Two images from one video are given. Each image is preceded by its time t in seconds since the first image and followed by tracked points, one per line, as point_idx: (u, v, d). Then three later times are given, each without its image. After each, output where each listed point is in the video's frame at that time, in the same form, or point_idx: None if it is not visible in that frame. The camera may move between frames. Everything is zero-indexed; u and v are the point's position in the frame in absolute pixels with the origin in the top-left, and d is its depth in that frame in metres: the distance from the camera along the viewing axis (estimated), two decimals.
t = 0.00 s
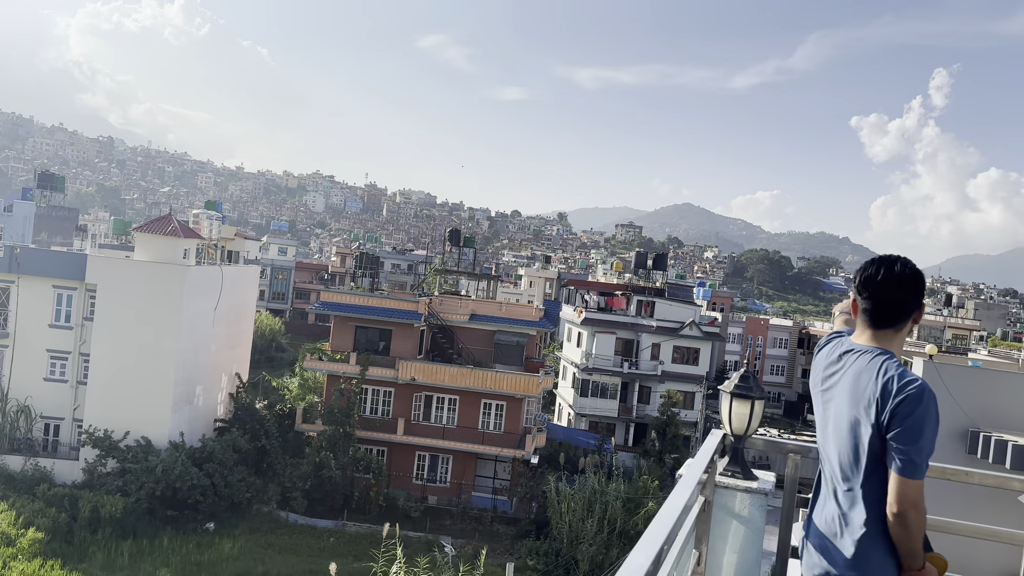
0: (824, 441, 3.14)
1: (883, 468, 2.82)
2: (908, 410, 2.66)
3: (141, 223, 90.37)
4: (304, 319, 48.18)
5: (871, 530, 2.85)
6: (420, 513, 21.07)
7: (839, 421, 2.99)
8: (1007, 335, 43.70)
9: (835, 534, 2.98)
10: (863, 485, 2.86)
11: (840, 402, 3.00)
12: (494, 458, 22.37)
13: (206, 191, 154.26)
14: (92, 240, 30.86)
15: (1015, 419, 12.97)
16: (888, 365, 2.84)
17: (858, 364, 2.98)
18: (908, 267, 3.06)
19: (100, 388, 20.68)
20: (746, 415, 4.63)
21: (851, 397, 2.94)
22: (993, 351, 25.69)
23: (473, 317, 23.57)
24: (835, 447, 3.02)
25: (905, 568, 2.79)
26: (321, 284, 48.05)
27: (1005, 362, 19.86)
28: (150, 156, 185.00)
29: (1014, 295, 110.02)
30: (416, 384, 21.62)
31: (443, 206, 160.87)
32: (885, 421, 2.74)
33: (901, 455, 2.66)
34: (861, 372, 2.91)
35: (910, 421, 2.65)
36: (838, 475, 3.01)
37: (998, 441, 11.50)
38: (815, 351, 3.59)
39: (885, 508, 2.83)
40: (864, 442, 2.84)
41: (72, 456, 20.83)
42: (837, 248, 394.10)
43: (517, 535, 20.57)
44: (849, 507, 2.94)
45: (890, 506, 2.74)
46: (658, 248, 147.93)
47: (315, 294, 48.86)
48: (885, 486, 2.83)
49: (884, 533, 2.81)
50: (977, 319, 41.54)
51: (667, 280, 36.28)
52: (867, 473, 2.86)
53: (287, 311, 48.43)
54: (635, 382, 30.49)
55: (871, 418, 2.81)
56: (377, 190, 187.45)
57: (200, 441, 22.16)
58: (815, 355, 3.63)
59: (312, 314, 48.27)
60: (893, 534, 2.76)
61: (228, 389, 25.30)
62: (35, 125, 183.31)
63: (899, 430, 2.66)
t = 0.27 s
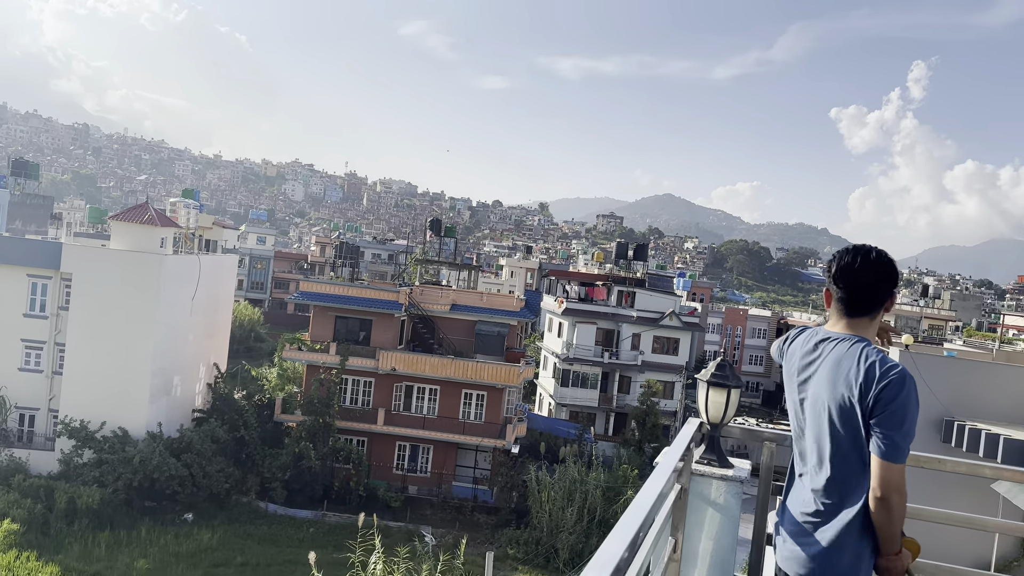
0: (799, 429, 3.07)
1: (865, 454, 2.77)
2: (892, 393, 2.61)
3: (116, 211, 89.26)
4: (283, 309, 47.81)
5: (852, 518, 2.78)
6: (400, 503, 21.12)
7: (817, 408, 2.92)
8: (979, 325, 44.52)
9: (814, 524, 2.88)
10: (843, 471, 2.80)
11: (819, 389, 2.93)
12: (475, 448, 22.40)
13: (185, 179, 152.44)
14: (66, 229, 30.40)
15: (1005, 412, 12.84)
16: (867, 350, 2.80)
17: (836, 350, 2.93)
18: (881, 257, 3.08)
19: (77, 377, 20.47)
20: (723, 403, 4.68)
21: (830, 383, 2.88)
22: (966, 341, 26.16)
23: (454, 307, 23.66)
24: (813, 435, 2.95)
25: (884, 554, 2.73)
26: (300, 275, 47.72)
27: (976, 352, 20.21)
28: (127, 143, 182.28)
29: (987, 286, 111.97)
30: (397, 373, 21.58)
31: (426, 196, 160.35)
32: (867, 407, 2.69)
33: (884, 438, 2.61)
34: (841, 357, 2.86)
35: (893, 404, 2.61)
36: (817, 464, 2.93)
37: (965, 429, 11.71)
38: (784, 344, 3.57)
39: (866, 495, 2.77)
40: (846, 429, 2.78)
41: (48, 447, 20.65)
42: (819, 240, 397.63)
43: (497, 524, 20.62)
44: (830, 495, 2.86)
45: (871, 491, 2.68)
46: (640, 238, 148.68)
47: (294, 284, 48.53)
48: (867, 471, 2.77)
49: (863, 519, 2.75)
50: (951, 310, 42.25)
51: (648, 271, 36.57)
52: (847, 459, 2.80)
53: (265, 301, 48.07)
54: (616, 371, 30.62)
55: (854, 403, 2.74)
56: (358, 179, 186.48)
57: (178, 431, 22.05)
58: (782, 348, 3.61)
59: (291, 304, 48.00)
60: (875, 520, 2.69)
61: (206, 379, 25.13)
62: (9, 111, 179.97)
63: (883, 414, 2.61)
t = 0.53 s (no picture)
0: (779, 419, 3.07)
1: (846, 444, 2.78)
2: (874, 383, 2.63)
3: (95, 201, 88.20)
4: (265, 301, 47.53)
5: (833, 507, 2.80)
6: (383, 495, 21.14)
7: (798, 398, 2.91)
8: (956, 316, 45.05)
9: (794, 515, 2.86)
10: (825, 461, 2.81)
11: (800, 379, 2.92)
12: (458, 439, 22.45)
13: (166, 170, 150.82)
14: (42, 219, 29.99)
15: (985, 402, 12.94)
16: (849, 340, 2.81)
17: (817, 340, 2.93)
18: (861, 247, 3.07)
19: (55, 370, 20.28)
20: (703, 393, 4.70)
21: (811, 373, 2.87)
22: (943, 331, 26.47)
23: (437, 299, 23.59)
24: (793, 425, 2.96)
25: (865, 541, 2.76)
26: (281, 266, 47.42)
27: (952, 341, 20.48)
28: (106, 133, 179.80)
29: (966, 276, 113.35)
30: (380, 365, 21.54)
31: (411, 187, 159.74)
32: (849, 397, 2.70)
33: (866, 428, 2.63)
34: (822, 348, 2.86)
35: (876, 394, 2.63)
36: (798, 453, 2.94)
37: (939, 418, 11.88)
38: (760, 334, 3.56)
39: (846, 485, 2.80)
40: (828, 419, 2.78)
41: (27, 440, 20.48)
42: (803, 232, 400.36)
43: (480, 514, 20.72)
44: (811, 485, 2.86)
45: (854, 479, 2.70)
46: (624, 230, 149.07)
47: (275, 276, 48.17)
48: (847, 461, 2.79)
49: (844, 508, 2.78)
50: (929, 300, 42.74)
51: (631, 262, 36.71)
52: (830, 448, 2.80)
53: (246, 293, 47.76)
54: (598, 363, 30.76)
55: (835, 392, 2.75)
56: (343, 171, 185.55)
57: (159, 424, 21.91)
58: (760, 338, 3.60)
59: (273, 296, 47.70)
60: (856, 508, 2.72)
61: (186, 371, 24.98)
62: None
63: (866, 404, 2.63)
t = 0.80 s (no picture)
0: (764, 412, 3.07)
1: (829, 434, 2.79)
2: (855, 374, 2.64)
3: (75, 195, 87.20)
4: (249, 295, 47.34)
5: (816, 497, 2.82)
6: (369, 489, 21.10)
7: (781, 389, 2.92)
8: (938, 308, 45.27)
9: (778, 504, 2.87)
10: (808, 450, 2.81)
11: (783, 370, 2.93)
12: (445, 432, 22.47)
13: (149, 164, 149.46)
14: (22, 213, 29.68)
15: (965, 394, 13.10)
16: (831, 332, 2.81)
17: (801, 332, 2.93)
18: (844, 239, 3.07)
19: (37, 365, 20.11)
20: (689, 385, 4.71)
21: (794, 364, 2.88)
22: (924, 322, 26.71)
23: (423, 293, 23.60)
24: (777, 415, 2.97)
25: (849, 531, 2.78)
26: (266, 260, 47.23)
27: (934, 332, 20.63)
28: (88, 126, 177.69)
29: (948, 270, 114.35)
30: (367, 359, 21.49)
31: (397, 181, 159.20)
32: (831, 388, 2.71)
33: (848, 418, 2.65)
34: (805, 340, 2.87)
35: (857, 385, 2.64)
36: (782, 444, 2.95)
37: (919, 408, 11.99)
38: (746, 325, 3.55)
39: (829, 476, 2.81)
40: (810, 410, 2.79)
41: (10, 436, 20.34)
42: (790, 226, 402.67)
43: (466, 508, 20.78)
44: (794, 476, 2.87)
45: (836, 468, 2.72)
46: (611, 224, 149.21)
47: (260, 270, 47.93)
48: (830, 452, 2.81)
49: (826, 497, 2.80)
50: (912, 292, 43.03)
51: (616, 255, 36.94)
52: (813, 439, 2.81)
53: (230, 287, 47.54)
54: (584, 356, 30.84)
55: (817, 383, 2.76)
56: (328, 164, 184.62)
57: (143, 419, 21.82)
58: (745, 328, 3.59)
59: (258, 290, 47.49)
60: (839, 498, 2.75)
61: (170, 366, 24.88)
62: None
63: (846, 393, 2.65)
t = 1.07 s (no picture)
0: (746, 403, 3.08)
1: (810, 424, 2.80)
2: (835, 364, 2.65)
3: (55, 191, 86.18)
4: (234, 291, 47.09)
5: (800, 487, 2.82)
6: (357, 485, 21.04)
7: (763, 380, 2.92)
8: (919, 300, 45.74)
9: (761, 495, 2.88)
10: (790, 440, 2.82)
11: (765, 361, 2.94)
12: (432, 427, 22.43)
13: (132, 159, 147.99)
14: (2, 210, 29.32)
15: (947, 385, 13.25)
16: (811, 323, 2.82)
17: (782, 323, 2.93)
18: (823, 231, 3.08)
19: (19, 363, 19.92)
20: (674, 378, 4.72)
21: (775, 356, 2.89)
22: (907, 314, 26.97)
23: (410, 288, 23.42)
24: (760, 407, 2.97)
25: (832, 521, 2.80)
26: (251, 256, 47.01)
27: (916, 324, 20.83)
28: (69, 121, 175.57)
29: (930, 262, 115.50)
30: (353, 355, 21.43)
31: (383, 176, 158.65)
32: (812, 378, 2.71)
33: (828, 407, 2.65)
34: (785, 331, 2.87)
35: (837, 375, 2.65)
36: (764, 435, 2.95)
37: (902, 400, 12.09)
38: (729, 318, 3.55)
39: (811, 466, 2.83)
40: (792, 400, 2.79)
41: None
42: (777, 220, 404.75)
43: (455, 502, 20.85)
44: (777, 466, 2.88)
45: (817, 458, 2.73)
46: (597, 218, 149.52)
47: (244, 265, 47.67)
48: (812, 442, 2.82)
49: (809, 487, 2.81)
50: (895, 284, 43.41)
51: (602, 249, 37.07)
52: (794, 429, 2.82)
53: (215, 283, 47.27)
54: (571, 350, 30.89)
55: (798, 373, 2.76)
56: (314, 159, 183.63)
57: (128, 417, 21.69)
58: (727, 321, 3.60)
59: (242, 286, 47.24)
60: (821, 488, 2.76)
61: (155, 362, 24.75)
62: None
63: (827, 383, 2.65)
